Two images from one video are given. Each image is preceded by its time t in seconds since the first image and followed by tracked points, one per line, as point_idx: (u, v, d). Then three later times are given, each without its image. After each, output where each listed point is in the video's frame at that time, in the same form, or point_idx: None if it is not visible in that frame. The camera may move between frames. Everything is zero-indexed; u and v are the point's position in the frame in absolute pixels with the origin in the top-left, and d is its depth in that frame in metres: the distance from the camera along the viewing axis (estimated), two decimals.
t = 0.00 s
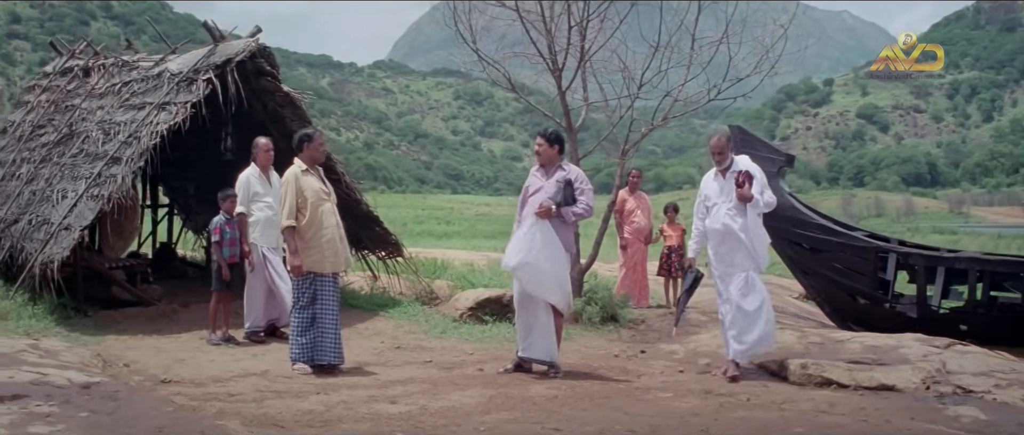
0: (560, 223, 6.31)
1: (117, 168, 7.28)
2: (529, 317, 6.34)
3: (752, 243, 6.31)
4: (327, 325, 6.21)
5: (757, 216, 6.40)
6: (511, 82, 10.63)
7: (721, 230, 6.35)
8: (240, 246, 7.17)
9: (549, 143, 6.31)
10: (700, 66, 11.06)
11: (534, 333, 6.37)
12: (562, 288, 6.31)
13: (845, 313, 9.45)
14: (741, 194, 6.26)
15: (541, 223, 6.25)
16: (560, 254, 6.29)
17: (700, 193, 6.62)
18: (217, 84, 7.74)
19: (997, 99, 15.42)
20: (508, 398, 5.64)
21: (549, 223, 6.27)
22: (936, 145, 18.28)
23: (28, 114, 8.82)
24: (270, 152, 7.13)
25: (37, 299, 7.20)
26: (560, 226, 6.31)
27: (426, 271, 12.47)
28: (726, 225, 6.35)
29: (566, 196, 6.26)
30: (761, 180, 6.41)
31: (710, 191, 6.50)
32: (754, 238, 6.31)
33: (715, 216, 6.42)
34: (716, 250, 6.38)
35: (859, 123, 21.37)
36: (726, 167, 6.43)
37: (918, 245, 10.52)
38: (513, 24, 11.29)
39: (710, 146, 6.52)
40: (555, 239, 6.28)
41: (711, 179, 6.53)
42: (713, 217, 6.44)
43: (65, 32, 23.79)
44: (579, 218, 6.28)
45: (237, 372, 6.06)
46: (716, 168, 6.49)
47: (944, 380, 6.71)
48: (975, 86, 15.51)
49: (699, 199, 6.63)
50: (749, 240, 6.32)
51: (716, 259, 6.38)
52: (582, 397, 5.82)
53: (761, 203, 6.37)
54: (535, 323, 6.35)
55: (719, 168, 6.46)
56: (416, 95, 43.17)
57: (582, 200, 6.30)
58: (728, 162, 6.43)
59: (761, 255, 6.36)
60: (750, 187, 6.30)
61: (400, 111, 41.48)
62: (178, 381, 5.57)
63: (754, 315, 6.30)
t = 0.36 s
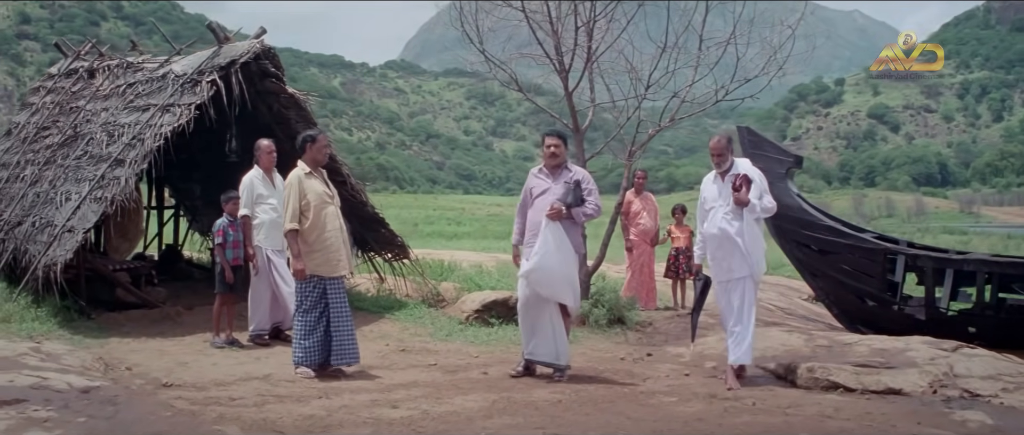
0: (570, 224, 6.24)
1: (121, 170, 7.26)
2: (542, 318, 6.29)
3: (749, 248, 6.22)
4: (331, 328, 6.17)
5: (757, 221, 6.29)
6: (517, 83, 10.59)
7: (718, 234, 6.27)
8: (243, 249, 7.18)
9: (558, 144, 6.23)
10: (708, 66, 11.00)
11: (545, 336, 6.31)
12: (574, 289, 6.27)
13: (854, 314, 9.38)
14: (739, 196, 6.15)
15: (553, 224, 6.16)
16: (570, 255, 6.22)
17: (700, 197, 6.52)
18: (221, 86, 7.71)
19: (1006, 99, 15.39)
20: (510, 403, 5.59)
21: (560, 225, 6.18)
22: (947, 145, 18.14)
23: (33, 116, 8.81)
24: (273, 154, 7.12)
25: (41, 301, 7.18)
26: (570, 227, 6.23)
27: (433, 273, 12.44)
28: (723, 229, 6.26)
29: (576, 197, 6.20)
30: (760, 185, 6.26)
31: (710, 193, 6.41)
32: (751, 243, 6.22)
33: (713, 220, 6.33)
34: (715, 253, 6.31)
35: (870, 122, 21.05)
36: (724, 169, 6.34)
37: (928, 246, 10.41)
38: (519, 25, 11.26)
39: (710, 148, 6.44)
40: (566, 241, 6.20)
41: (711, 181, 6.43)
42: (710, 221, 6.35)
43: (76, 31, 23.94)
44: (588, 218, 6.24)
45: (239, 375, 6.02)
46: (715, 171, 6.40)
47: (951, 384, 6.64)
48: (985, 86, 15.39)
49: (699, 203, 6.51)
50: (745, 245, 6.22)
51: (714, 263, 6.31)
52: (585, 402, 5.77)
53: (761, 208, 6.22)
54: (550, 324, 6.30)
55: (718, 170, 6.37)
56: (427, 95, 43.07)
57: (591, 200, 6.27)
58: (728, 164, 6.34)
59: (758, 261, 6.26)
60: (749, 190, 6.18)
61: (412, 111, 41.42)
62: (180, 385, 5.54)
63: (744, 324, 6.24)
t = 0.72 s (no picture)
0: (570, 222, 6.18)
1: (121, 171, 7.23)
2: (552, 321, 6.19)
3: (752, 248, 6.15)
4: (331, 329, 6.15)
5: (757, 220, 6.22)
6: (520, 83, 10.55)
7: (718, 234, 6.19)
8: (242, 250, 7.15)
9: (553, 146, 6.15)
10: (712, 66, 10.92)
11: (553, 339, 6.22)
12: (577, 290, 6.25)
13: (860, 316, 9.29)
14: (739, 195, 6.11)
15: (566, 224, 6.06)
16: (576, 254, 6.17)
17: (699, 197, 6.46)
18: (221, 86, 7.68)
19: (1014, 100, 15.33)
20: (510, 406, 5.55)
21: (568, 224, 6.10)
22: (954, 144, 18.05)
23: (35, 116, 8.80)
24: (273, 155, 7.07)
25: (40, 302, 7.16)
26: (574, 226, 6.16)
27: (436, 274, 12.38)
28: (723, 229, 6.19)
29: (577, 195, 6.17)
30: (761, 182, 6.22)
31: (709, 192, 6.34)
32: (755, 242, 6.15)
33: (713, 220, 6.26)
34: (712, 254, 6.23)
35: (878, 123, 20.57)
36: (724, 167, 6.26)
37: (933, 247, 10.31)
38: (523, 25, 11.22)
39: (710, 145, 6.35)
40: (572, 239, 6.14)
41: (710, 180, 6.36)
42: (710, 221, 6.27)
43: (83, 31, 24.05)
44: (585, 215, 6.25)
45: (238, 378, 5.99)
46: (715, 169, 6.33)
47: (956, 388, 6.57)
48: (992, 86, 15.34)
49: (699, 201, 6.44)
50: (746, 245, 6.15)
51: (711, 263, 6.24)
52: (586, 406, 5.72)
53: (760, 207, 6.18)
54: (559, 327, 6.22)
55: (718, 169, 6.30)
56: (436, 95, 42.87)
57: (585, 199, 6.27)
58: (728, 161, 6.26)
59: (763, 260, 6.19)
60: (749, 188, 6.15)
61: (421, 111, 41.31)
62: (177, 388, 5.52)
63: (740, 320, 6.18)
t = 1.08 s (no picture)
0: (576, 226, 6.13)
1: (125, 173, 7.20)
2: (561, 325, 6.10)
3: (755, 249, 6.07)
4: (335, 334, 6.09)
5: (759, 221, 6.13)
6: (528, 85, 10.49)
7: (721, 236, 6.09)
8: (247, 252, 7.10)
9: (554, 148, 6.10)
10: (722, 67, 10.86)
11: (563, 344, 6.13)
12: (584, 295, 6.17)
13: (870, 318, 9.18)
14: (740, 196, 6.05)
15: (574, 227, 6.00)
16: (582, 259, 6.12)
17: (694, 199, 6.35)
18: (226, 88, 7.65)
19: None
20: (514, 412, 5.47)
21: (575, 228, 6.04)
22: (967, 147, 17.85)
23: (40, 118, 8.77)
24: (276, 157, 7.13)
25: (44, 306, 7.13)
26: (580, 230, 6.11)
27: (445, 277, 12.30)
28: (726, 230, 6.08)
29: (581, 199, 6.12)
30: (763, 183, 6.15)
31: (707, 194, 6.22)
32: (756, 243, 6.06)
33: (714, 221, 6.15)
34: (710, 257, 6.12)
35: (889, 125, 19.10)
36: (724, 168, 6.17)
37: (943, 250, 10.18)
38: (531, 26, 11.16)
39: (709, 146, 6.25)
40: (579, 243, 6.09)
41: (708, 181, 6.26)
42: (710, 223, 6.16)
43: (95, 33, 24.14)
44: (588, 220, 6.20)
45: (241, 383, 5.94)
46: (715, 169, 6.23)
47: (967, 392, 6.46)
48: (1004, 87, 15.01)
49: (694, 204, 6.31)
50: (750, 247, 6.07)
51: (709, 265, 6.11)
52: (591, 411, 5.64)
53: (763, 207, 6.10)
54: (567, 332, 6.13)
55: (718, 169, 6.20)
56: (449, 96, 42.73)
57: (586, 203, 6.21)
58: (727, 162, 6.17)
59: (766, 261, 6.09)
60: (751, 188, 6.08)
61: (434, 111, 41.21)
62: (179, 393, 5.47)
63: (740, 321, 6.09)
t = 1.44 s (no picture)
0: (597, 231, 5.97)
1: (131, 175, 7.14)
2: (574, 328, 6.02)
3: (749, 252, 6.01)
4: (341, 340, 5.95)
5: (759, 219, 6.09)
6: (539, 85, 10.38)
7: (723, 235, 5.97)
8: (253, 255, 7.04)
9: (574, 152, 5.89)
10: (735, 68, 10.72)
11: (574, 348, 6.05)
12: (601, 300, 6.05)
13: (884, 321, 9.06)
14: (747, 194, 5.93)
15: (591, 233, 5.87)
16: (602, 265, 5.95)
17: (686, 200, 6.20)
18: (233, 89, 7.58)
19: None
20: (521, 418, 5.38)
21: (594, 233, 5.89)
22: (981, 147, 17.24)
23: (46, 120, 8.73)
24: (283, 159, 7.01)
25: (49, 309, 7.08)
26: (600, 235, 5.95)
27: (455, 280, 12.21)
28: (729, 229, 5.98)
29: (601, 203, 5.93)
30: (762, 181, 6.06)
31: (704, 194, 6.07)
32: (752, 246, 6.02)
33: (716, 220, 6.01)
34: (710, 257, 5.99)
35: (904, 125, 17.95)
36: (722, 168, 6.06)
37: (956, 251, 10.00)
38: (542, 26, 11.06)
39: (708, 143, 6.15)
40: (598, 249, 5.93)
41: (704, 179, 6.11)
42: (711, 222, 6.03)
43: (111, 33, 24.35)
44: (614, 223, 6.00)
45: (246, 388, 5.86)
46: (711, 168, 6.10)
47: (980, 397, 6.32)
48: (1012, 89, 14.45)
49: (686, 203, 6.19)
50: (748, 245, 6.01)
51: (710, 267, 5.99)
52: (600, 417, 5.54)
53: (766, 206, 6.05)
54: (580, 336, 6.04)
55: (715, 167, 6.07)
56: (465, 97, 42.59)
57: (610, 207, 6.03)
58: (722, 161, 6.05)
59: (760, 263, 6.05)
60: (755, 186, 5.96)
61: (450, 112, 41.10)
62: (182, 398, 5.40)
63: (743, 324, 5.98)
